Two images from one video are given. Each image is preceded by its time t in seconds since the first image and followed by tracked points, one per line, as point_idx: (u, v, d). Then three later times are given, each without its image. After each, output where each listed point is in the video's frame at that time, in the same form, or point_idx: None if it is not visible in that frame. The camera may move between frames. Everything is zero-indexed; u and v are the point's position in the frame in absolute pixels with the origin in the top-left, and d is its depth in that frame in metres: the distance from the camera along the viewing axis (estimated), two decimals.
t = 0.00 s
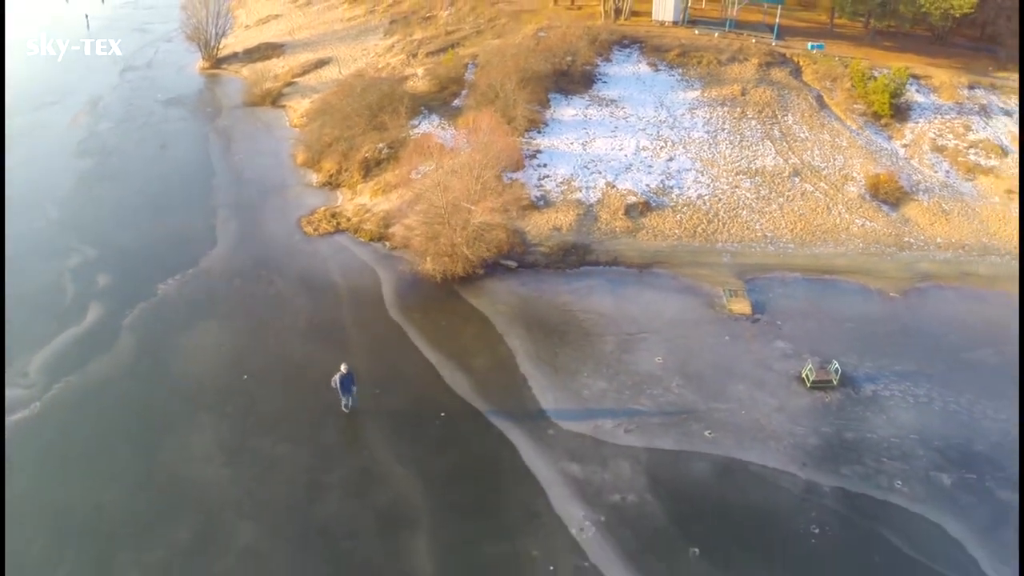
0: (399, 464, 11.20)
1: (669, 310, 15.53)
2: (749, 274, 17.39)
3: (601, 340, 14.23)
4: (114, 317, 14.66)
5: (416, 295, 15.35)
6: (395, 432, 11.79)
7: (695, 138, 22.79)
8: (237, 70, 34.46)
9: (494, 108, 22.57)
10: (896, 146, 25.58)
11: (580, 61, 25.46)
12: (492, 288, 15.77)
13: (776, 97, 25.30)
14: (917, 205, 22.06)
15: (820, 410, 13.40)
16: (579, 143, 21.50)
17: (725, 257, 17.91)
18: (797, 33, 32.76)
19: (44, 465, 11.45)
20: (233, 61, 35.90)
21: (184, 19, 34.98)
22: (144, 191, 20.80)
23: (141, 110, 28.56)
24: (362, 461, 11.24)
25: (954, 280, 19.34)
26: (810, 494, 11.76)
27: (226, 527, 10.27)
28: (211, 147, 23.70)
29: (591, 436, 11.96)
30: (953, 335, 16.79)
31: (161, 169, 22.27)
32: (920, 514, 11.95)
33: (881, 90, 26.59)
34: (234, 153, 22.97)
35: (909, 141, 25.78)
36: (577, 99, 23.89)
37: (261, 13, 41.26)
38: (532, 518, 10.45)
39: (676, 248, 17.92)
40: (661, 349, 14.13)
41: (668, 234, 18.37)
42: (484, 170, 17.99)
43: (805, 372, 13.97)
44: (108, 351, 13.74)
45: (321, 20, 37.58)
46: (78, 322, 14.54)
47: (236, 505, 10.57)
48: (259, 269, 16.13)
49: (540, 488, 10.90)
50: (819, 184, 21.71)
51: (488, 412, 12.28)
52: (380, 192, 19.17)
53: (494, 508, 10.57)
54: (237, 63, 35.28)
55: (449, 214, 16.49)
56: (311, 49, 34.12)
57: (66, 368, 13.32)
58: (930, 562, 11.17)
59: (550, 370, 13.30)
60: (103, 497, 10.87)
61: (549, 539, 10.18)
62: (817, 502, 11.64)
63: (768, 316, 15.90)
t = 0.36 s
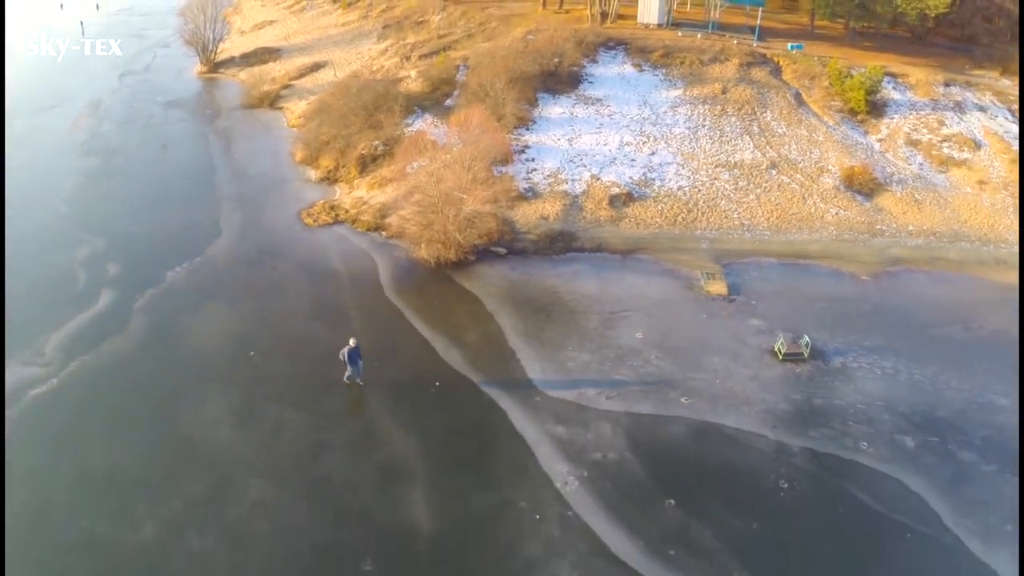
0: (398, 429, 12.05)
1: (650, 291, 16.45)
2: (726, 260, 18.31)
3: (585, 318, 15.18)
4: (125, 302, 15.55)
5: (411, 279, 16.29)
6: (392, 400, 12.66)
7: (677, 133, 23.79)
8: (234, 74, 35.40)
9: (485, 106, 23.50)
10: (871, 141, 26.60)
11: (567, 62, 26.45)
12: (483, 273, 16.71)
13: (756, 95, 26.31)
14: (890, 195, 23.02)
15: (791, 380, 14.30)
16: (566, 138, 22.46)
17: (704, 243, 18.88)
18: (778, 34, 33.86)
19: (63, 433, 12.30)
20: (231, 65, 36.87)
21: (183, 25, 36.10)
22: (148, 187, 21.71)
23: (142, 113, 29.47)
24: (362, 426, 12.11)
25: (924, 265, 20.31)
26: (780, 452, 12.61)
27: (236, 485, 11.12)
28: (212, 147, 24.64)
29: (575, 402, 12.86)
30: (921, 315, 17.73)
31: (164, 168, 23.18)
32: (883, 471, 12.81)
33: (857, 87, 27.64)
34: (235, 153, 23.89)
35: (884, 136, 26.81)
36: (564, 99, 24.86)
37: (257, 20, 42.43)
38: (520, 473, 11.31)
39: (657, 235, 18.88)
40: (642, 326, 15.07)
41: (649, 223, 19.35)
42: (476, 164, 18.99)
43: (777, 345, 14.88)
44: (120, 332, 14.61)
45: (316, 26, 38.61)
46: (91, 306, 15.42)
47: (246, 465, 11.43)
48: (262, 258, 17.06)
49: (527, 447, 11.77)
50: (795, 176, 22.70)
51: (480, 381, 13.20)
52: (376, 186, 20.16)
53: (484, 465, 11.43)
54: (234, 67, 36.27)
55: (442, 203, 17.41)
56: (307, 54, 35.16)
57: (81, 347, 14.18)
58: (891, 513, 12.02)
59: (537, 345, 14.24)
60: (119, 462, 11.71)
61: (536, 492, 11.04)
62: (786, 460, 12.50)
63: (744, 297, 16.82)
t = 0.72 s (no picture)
0: (394, 395, 13.07)
1: (632, 273, 17.47)
2: (705, 246, 19.32)
3: (568, 296, 16.30)
4: (135, 285, 16.61)
5: (406, 264, 17.37)
6: (388, 371, 13.65)
7: (660, 130, 24.86)
8: (234, 75, 36.46)
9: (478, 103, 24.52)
10: (849, 137, 27.67)
11: (556, 63, 27.53)
12: (474, 258, 17.78)
13: (738, 94, 27.38)
14: (865, 188, 24.04)
15: (762, 353, 15.28)
16: (554, 134, 23.53)
17: (684, 231, 19.92)
18: (762, 36, 35.01)
19: (80, 401, 13.32)
20: (231, 67, 37.92)
21: (184, 28, 37.18)
22: (154, 182, 22.74)
23: (145, 112, 30.49)
24: (361, 392, 13.12)
25: (896, 252, 21.29)
26: (749, 417, 13.55)
27: (244, 443, 12.13)
28: (215, 144, 25.69)
29: (559, 371, 13.93)
30: (890, 297, 18.71)
31: (169, 164, 24.22)
32: (847, 435, 13.67)
33: (836, 87, 28.70)
34: (237, 149, 24.94)
35: (861, 133, 27.85)
36: (553, 97, 25.92)
37: (255, 23, 43.63)
38: (506, 433, 12.33)
39: (639, 224, 19.94)
40: (621, 303, 16.19)
41: (632, 212, 20.41)
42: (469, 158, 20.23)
43: (749, 322, 15.85)
44: (131, 311, 15.66)
45: (314, 30, 39.72)
46: (104, 288, 16.47)
47: (252, 426, 12.45)
48: (265, 246, 18.19)
49: (513, 410, 12.79)
50: (773, 169, 23.75)
51: (470, 353, 14.27)
52: (374, 179, 21.37)
53: (473, 425, 12.44)
54: (234, 69, 37.36)
55: (436, 193, 18.55)
56: (305, 55, 36.31)
57: (95, 325, 15.22)
58: (853, 473, 12.88)
59: (523, 321, 15.34)
60: (132, 426, 12.72)
61: (520, 449, 12.04)
62: (754, 423, 13.45)
63: (720, 279, 17.82)
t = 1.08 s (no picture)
0: (389, 365, 14.22)
1: (612, 258, 18.57)
2: (683, 235, 20.40)
3: (551, 278, 17.52)
4: (143, 269, 17.82)
5: (400, 249, 18.60)
6: (383, 344, 14.78)
7: (643, 126, 25.98)
8: (234, 75, 37.52)
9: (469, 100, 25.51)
10: (826, 134, 28.74)
11: (545, 63, 28.60)
12: (464, 244, 18.97)
13: (720, 93, 28.47)
14: (840, 181, 24.95)
15: (732, 330, 16.30)
16: (542, 130, 24.65)
17: (663, 221, 21.05)
18: (746, 37, 36.15)
19: (91, 369, 14.41)
20: (230, 67, 38.95)
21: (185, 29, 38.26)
22: (158, 174, 23.83)
23: (147, 109, 31.54)
24: (357, 362, 14.29)
25: (867, 241, 22.30)
26: (718, 385, 14.58)
27: (251, 407, 13.28)
28: (216, 140, 26.74)
29: (540, 343, 15.12)
30: (858, 282, 19.69)
31: (172, 158, 25.27)
32: (811, 403, 14.59)
33: (815, 86, 29.75)
34: (238, 145, 26.04)
35: (839, 130, 28.88)
36: (542, 95, 27.02)
37: (254, 24, 44.83)
38: (491, 398, 13.49)
39: (620, 214, 21.08)
40: (601, 285, 17.38)
41: (614, 203, 21.56)
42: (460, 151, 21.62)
43: (721, 302, 16.87)
44: (139, 292, 16.87)
45: (311, 31, 40.87)
46: (113, 270, 17.71)
47: (257, 392, 13.61)
48: (267, 233, 19.40)
49: (497, 376, 14.00)
50: (751, 163, 24.87)
51: (459, 328, 15.45)
52: (369, 171, 22.61)
53: (461, 392, 13.59)
54: (233, 69, 38.48)
55: (429, 183, 19.67)
56: (303, 56, 37.52)
57: (107, 302, 16.44)
58: (815, 437, 13.72)
59: (508, 299, 16.56)
60: (141, 391, 13.82)
61: (504, 412, 13.18)
62: (722, 390, 14.46)
63: (696, 264, 18.87)
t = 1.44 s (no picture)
0: (384, 340, 15.38)
1: (592, 244, 19.65)
2: (661, 223, 21.49)
3: (534, 261, 18.60)
4: (146, 255, 19.13)
5: (392, 236, 19.74)
6: (377, 323, 15.95)
7: (625, 121, 27.03)
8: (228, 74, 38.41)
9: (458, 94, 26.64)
10: (802, 129, 29.52)
11: (531, 62, 29.59)
12: (452, 230, 20.04)
13: (699, 90, 29.58)
14: (814, 173, 26.00)
15: (704, 308, 17.31)
16: (527, 125, 25.66)
17: (642, 210, 22.13)
18: (728, 37, 37.18)
19: (101, 347, 15.70)
20: (224, 66, 39.90)
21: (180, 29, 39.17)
22: (157, 167, 24.93)
23: (144, 106, 32.46)
24: (352, 338, 15.51)
25: (837, 229, 23.09)
26: (689, 356, 15.61)
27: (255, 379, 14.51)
28: (213, 136, 27.75)
29: (523, 319, 16.24)
30: (828, 266, 20.63)
31: (172, 154, 26.23)
32: (777, 373, 15.51)
33: (791, 83, 30.59)
34: (235, 141, 27.12)
35: (814, 125, 29.65)
36: (527, 93, 28.01)
37: (247, 24, 45.87)
38: (477, 368, 14.65)
39: (601, 203, 22.14)
40: (581, 266, 18.45)
41: (595, 193, 22.63)
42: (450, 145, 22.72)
43: (694, 283, 17.88)
44: (143, 276, 18.18)
45: (304, 31, 41.95)
46: (118, 257, 19.03)
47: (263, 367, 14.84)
48: (265, 222, 20.74)
49: (482, 348, 15.17)
50: (728, 156, 25.94)
51: (447, 307, 16.57)
52: (362, 163, 23.77)
53: (449, 363, 14.73)
54: (227, 67, 39.51)
55: (419, 173, 20.62)
56: (295, 55, 38.66)
57: (115, 285, 17.77)
58: (780, 403, 14.64)
59: (493, 281, 17.66)
60: (149, 365, 15.12)
61: (489, 379, 14.37)
62: (693, 360, 15.49)
63: (672, 250, 19.91)
